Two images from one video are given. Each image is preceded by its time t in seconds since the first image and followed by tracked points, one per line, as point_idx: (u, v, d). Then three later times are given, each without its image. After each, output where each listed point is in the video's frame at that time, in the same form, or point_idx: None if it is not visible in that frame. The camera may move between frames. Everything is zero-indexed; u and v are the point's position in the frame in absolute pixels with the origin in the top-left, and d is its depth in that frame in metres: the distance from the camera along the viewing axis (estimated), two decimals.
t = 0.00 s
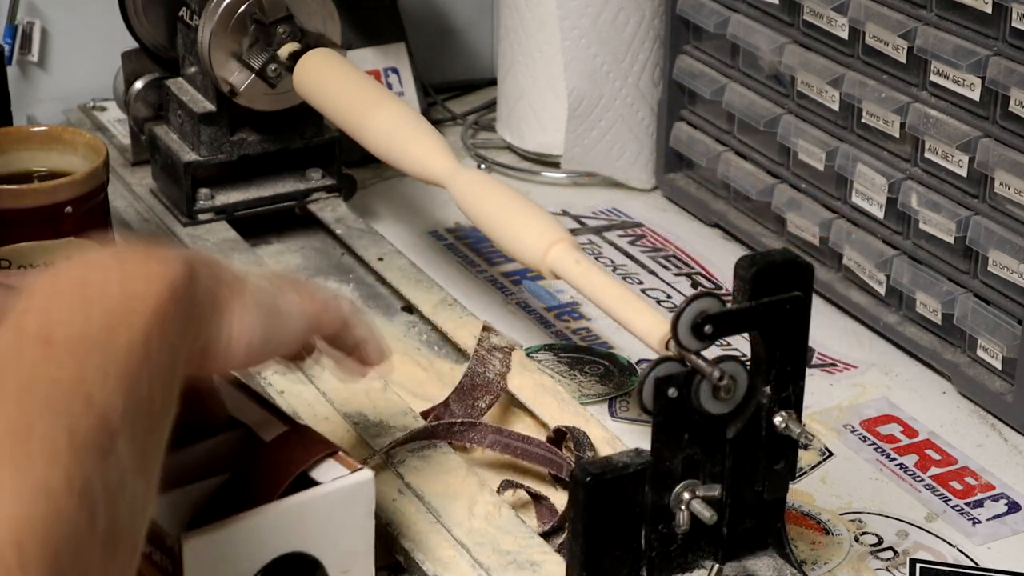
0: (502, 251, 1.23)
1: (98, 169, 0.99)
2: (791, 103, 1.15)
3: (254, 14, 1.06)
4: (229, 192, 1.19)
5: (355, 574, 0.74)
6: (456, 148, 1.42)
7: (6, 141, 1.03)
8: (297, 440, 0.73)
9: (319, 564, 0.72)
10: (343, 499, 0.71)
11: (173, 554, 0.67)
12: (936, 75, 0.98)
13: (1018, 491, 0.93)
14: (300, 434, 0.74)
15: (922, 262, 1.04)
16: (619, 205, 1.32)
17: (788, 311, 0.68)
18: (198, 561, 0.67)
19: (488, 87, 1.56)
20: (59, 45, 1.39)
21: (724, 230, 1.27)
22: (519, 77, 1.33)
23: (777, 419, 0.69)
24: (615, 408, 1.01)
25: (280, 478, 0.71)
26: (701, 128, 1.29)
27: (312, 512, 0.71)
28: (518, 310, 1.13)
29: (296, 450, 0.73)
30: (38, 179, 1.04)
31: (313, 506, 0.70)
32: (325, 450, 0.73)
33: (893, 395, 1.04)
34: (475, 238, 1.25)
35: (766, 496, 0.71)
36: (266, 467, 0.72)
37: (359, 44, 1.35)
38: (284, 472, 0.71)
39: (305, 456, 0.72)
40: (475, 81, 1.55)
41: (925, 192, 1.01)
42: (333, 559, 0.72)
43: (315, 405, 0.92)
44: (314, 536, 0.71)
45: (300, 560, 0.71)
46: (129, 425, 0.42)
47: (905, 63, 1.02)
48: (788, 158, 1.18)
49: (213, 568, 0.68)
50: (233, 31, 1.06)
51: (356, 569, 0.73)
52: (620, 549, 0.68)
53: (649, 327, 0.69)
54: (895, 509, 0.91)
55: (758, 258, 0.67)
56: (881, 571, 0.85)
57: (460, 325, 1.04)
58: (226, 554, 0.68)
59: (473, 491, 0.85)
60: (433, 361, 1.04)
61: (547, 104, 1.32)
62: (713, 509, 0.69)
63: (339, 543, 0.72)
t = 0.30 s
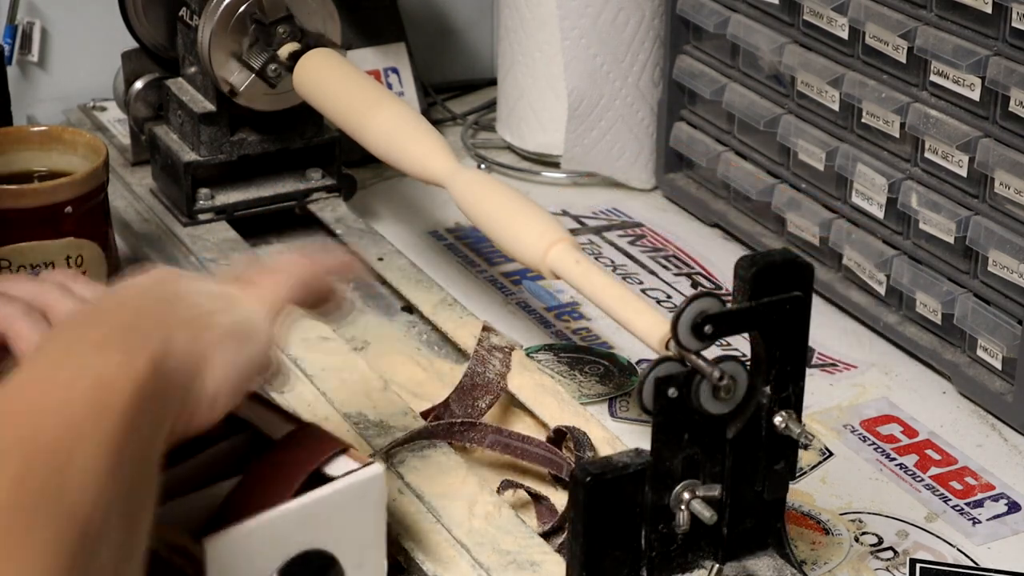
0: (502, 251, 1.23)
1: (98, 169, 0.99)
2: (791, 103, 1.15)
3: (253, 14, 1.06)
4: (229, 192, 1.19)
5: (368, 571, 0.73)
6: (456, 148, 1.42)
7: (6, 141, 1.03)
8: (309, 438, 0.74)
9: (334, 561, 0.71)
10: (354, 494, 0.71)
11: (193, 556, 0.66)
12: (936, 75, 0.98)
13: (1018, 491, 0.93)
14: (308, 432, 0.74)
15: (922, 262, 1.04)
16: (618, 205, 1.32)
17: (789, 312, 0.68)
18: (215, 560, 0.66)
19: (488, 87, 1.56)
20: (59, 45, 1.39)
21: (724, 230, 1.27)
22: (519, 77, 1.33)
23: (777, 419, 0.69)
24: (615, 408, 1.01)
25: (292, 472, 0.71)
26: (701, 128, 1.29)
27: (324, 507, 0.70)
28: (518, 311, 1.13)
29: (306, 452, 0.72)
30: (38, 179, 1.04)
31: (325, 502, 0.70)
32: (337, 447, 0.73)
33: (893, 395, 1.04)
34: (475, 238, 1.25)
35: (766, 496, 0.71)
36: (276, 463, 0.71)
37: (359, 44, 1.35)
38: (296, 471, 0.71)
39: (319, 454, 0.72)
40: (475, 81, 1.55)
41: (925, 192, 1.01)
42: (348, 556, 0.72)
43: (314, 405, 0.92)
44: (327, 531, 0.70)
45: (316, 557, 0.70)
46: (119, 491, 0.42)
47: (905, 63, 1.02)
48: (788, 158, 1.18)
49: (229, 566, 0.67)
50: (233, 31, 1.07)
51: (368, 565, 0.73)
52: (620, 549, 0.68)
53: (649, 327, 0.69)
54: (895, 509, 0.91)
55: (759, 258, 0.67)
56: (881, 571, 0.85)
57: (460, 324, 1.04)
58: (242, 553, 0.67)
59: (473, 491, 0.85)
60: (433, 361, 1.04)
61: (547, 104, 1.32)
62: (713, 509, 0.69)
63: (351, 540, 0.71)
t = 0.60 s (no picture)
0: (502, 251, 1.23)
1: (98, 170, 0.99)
2: (791, 103, 1.15)
3: (253, 14, 1.06)
4: (229, 192, 1.18)
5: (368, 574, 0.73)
6: (456, 148, 1.42)
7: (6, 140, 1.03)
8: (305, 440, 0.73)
9: (334, 564, 0.71)
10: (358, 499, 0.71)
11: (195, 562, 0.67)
12: (936, 75, 0.98)
13: (1018, 491, 0.93)
14: (310, 437, 0.73)
15: (922, 262, 1.04)
16: (619, 206, 1.32)
17: (788, 312, 0.68)
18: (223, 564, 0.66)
19: (489, 87, 1.56)
20: (58, 45, 1.39)
21: (724, 230, 1.27)
22: (519, 77, 1.33)
23: (777, 419, 0.69)
24: (615, 408, 1.01)
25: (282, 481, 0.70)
26: (701, 128, 1.29)
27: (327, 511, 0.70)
28: (518, 311, 1.13)
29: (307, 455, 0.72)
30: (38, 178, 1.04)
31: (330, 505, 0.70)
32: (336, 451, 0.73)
33: (893, 395, 1.04)
34: (475, 239, 1.25)
35: (766, 496, 0.71)
36: (277, 467, 0.71)
37: (359, 44, 1.35)
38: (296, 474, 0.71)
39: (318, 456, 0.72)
40: (475, 81, 1.55)
41: (925, 192, 1.01)
42: (349, 559, 0.72)
43: (315, 405, 0.92)
44: (330, 534, 0.71)
45: (315, 561, 0.71)
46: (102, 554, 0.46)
47: (905, 63, 1.02)
48: (788, 158, 1.18)
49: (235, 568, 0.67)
50: (233, 31, 1.07)
51: (369, 568, 0.73)
52: (620, 549, 0.68)
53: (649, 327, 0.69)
54: (895, 509, 0.91)
55: (759, 258, 0.67)
56: (881, 571, 0.85)
57: (460, 324, 1.04)
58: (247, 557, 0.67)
59: (474, 491, 0.85)
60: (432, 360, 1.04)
61: (547, 104, 1.32)
62: (713, 509, 0.69)
63: (352, 544, 0.72)
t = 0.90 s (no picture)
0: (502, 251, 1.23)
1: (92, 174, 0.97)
2: (791, 103, 1.15)
3: (253, 13, 1.06)
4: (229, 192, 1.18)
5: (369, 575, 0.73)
6: (456, 148, 1.42)
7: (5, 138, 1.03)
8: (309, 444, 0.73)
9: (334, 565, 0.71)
10: (358, 501, 0.71)
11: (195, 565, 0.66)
12: (936, 75, 0.98)
13: (1018, 491, 0.93)
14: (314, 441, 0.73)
15: (923, 262, 1.04)
16: (619, 206, 1.32)
17: (788, 311, 0.68)
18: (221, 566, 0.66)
19: (489, 87, 1.56)
20: (58, 45, 1.39)
21: (724, 230, 1.27)
22: (519, 77, 1.33)
23: (777, 419, 0.69)
24: (615, 408, 1.01)
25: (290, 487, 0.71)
26: (701, 128, 1.29)
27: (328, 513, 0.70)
28: (518, 311, 1.13)
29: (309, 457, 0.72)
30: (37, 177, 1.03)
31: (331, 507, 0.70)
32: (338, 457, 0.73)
33: (893, 395, 1.04)
34: (475, 238, 1.25)
35: (766, 496, 0.71)
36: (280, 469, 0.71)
37: (359, 44, 1.35)
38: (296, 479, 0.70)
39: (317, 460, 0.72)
40: (475, 81, 1.55)
41: (925, 192, 1.01)
42: (349, 561, 0.71)
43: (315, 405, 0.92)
44: (331, 536, 0.70)
45: (316, 564, 0.70)
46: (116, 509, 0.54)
47: (905, 63, 1.02)
48: (788, 158, 1.18)
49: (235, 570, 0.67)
50: (233, 31, 1.06)
51: (370, 569, 0.72)
52: (620, 549, 0.68)
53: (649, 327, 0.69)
54: (895, 509, 0.91)
55: (759, 258, 0.67)
56: (881, 571, 0.85)
57: (461, 324, 1.04)
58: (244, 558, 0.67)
59: (473, 491, 0.85)
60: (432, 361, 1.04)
61: (547, 104, 1.32)
62: (713, 509, 0.69)
63: (352, 546, 0.71)
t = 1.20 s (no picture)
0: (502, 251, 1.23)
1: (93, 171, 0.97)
2: (791, 103, 1.15)
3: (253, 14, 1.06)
4: (229, 192, 1.18)
5: None
6: (456, 148, 1.42)
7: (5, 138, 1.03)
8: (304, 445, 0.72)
9: (335, 565, 0.71)
10: (361, 501, 0.71)
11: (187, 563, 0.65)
12: (936, 75, 0.98)
13: (1018, 491, 0.93)
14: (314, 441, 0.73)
15: (922, 262, 1.04)
16: (619, 206, 1.32)
17: (789, 311, 0.68)
18: (220, 564, 0.66)
19: (489, 86, 1.56)
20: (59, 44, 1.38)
21: (724, 230, 1.27)
22: (519, 77, 1.33)
23: (777, 419, 0.69)
24: (615, 408, 1.01)
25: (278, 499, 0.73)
26: (701, 128, 1.29)
27: (330, 513, 0.70)
28: (518, 311, 1.13)
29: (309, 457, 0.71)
30: (38, 177, 1.04)
31: (335, 507, 0.70)
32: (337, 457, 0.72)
33: (893, 395, 1.04)
34: (475, 238, 1.25)
35: (766, 496, 0.71)
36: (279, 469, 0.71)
37: (359, 44, 1.35)
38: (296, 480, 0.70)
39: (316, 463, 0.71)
40: (475, 81, 1.55)
41: (925, 192, 1.01)
42: (349, 561, 0.72)
43: (315, 405, 0.92)
44: (332, 536, 0.70)
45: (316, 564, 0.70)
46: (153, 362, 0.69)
47: (906, 63, 1.02)
48: (788, 158, 1.18)
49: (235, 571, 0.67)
50: (233, 31, 1.06)
51: (370, 569, 0.73)
52: (619, 549, 0.68)
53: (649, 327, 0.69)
54: (895, 509, 0.91)
55: (759, 258, 0.67)
56: (881, 571, 0.85)
57: (461, 324, 1.04)
58: (245, 557, 0.67)
59: (473, 491, 0.85)
60: (432, 361, 1.04)
61: (547, 104, 1.32)
62: (713, 509, 0.69)
63: (351, 546, 0.71)
